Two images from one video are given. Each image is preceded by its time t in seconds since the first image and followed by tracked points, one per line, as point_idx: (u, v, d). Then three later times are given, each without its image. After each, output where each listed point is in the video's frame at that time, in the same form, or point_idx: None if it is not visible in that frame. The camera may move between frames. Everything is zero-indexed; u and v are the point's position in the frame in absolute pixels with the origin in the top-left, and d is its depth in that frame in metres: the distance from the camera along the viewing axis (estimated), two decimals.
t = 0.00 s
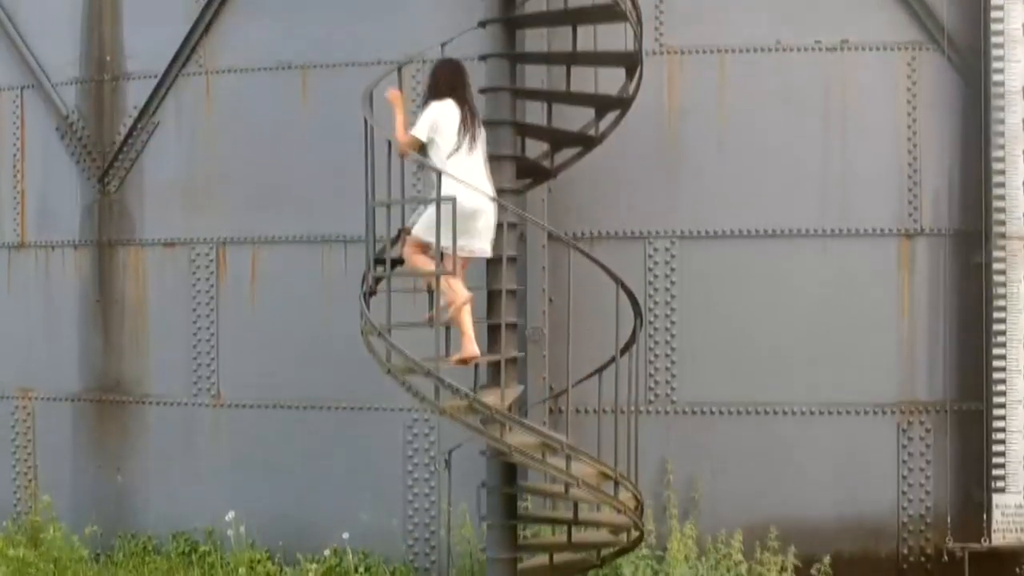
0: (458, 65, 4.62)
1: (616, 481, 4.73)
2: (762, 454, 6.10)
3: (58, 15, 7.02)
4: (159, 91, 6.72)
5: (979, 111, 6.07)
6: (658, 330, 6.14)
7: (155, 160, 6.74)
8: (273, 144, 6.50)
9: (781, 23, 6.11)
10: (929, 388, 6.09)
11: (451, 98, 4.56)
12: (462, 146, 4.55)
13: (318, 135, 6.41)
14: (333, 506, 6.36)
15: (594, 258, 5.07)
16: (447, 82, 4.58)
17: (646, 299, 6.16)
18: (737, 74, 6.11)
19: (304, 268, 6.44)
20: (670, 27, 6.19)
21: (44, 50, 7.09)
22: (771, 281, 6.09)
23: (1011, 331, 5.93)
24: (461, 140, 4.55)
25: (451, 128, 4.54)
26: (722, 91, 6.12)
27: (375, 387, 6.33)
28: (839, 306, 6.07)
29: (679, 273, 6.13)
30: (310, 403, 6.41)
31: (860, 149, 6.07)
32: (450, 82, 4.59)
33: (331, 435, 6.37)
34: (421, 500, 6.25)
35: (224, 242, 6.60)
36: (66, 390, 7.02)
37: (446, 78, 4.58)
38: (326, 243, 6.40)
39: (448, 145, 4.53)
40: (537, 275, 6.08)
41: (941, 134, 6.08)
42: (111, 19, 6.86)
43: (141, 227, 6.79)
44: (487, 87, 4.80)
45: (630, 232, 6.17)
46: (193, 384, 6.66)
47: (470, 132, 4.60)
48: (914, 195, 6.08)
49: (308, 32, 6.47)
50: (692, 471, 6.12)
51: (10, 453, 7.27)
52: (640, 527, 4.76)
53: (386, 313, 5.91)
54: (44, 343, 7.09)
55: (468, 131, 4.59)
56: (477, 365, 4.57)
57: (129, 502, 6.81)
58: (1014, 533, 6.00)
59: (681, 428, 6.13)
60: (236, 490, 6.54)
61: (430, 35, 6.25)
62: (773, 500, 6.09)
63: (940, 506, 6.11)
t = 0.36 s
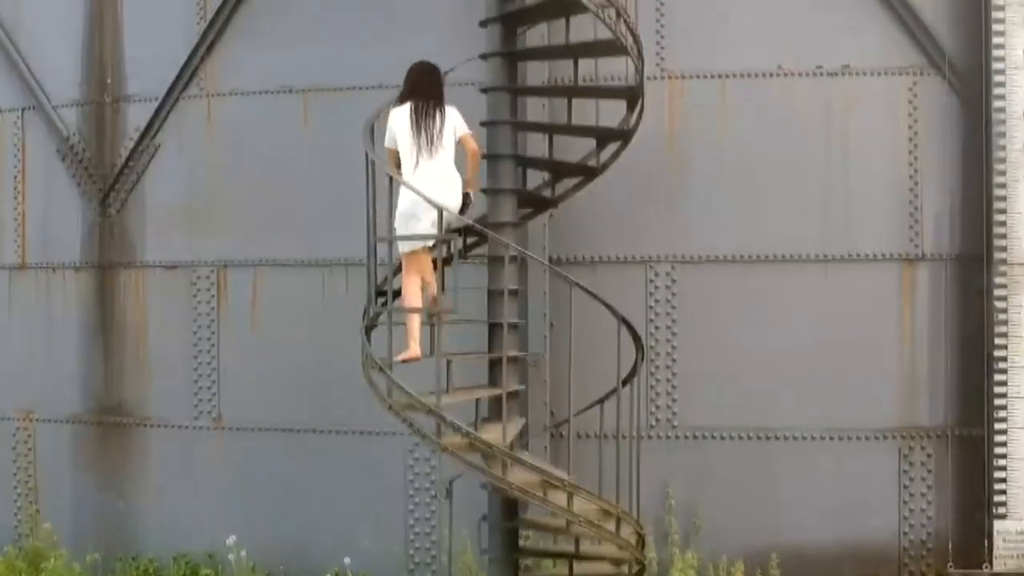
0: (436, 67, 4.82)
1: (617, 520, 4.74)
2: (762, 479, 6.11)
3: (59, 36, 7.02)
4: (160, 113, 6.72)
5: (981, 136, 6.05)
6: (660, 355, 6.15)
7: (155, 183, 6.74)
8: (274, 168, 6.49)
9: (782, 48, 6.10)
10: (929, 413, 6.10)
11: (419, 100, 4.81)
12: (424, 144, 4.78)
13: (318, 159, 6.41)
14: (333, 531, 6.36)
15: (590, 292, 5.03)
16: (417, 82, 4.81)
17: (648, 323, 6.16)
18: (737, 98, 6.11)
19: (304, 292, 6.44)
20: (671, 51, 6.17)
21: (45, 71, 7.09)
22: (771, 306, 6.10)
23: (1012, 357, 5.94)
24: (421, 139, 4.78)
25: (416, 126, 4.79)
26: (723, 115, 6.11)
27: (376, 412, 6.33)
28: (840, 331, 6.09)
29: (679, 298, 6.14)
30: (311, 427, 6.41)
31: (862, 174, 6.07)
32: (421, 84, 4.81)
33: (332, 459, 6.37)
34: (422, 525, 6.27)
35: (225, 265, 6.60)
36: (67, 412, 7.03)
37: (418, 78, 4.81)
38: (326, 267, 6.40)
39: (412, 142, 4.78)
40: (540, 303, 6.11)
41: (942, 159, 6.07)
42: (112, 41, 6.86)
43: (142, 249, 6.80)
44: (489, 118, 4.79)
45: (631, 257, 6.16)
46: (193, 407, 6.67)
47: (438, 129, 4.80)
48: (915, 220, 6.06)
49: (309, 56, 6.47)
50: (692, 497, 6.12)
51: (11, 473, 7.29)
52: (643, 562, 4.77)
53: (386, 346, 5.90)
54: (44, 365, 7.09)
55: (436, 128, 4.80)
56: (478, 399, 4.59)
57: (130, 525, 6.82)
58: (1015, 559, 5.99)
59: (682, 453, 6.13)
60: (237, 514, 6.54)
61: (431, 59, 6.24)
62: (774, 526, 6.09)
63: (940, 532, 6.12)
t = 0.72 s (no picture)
0: (440, 73, 5.01)
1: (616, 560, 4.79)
2: (763, 507, 6.11)
3: (59, 59, 7.01)
4: (161, 138, 6.72)
5: (983, 164, 6.06)
6: (661, 383, 6.15)
7: (156, 208, 6.74)
8: (275, 194, 6.49)
9: (783, 75, 6.09)
10: (930, 442, 6.07)
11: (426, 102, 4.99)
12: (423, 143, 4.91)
13: (319, 186, 6.41)
14: (333, 558, 6.35)
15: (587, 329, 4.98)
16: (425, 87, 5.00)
17: (649, 351, 6.17)
18: (738, 127, 6.11)
19: (305, 319, 6.45)
20: (672, 79, 6.17)
21: (46, 95, 7.09)
22: (772, 335, 6.09)
23: (1014, 386, 6.04)
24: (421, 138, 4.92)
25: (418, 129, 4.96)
26: (724, 143, 6.12)
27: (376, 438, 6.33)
28: (841, 359, 6.07)
29: (681, 326, 6.15)
30: (311, 454, 6.41)
31: (862, 203, 6.06)
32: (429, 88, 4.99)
33: (332, 486, 6.37)
34: (423, 552, 6.28)
35: (226, 291, 6.60)
36: (67, 436, 7.03)
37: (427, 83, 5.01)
38: (327, 293, 6.39)
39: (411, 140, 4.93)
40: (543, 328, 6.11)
41: (943, 188, 6.06)
42: (112, 65, 6.86)
43: (143, 274, 6.79)
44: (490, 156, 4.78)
45: (632, 285, 6.17)
46: (194, 432, 6.66)
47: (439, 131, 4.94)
48: (916, 248, 6.06)
49: (309, 82, 6.46)
50: (693, 525, 6.12)
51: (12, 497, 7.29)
52: None
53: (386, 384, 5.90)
54: (44, 389, 7.09)
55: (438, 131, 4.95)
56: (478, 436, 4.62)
57: (130, 550, 6.81)
58: None
59: (682, 481, 6.13)
60: (237, 540, 6.54)
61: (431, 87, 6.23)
62: (774, 554, 6.09)
63: (940, 561, 6.11)
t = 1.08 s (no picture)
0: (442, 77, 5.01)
1: None
2: (765, 534, 6.11)
3: (61, 84, 7.03)
4: (162, 163, 6.73)
5: (984, 192, 6.06)
6: (662, 410, 6.14)
7: (156, 233, 6.74)
8: (275, 220, 6.49)
9: (784, 103, 6.09)
10: (931, 470, 6.06)
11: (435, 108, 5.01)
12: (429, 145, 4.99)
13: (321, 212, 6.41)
14: None
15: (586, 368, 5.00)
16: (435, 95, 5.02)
17: (650, 378, 6.16)
18: (739, 154, 6.11)
19: (305, 345, 6.43)
20: (673, 107, 6.17)
21: (47, 119, 7.09)
22: (773, 362, 6.08)
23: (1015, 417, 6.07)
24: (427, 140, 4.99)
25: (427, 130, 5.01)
26: (725, 170, 6.12)
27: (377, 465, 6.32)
28: (842, 386, 6.06)
29: (682, 352, 6.13)
30: (312, 479, 6.40)
31: (864, 230, 6.06)
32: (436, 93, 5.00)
33: (332, 513, 6.36)
34: None
35: (227, 316, 6.60)
36: (67, 460, 7.03)
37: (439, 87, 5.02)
38: (328, 319, 6.39)
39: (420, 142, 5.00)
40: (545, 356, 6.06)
41: (944, 215, 6.06)
42: (113, 90, 6.87)
43: (143, 299, 6.79)
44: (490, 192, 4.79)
45: (633, 312, 6.16)
46: (195, 457, 6.65)
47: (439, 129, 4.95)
48: (918, 275, 6.05)
49: (310, 108, 6.45)
50: (694, 552, 6.12)
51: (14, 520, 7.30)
52: None
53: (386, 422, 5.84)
54: (45, 413, 7.09)
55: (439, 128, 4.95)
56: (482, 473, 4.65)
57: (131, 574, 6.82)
58: None
59: (683, 509, 6.13)
60: (237, 566, 6.54)
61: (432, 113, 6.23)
62: None
63: None
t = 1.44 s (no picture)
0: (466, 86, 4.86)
1: None
2: (765, 559, 6.11)
3: (62, 106, 7.03)
4: (163, 187, 6.73)
5: (984, 220, 6.07)
6: (662, 436, 6.14)
7: (157, 256, 6.75)
8: (276, 245, 6.49)
9: (784, 129, 6.08)
10: (932, 496, 6.07)
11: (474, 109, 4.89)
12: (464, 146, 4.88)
13: (321, 236, 6.41)
14: None
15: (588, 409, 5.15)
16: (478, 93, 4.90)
17: (651, 404, 6.15)
18: (740, 179, 6.11)
19: (306, 369, 6.44)
20: (674, 132, 6.17)
21: (48, 141, 7.10)
22: (774, 388, 6.08)
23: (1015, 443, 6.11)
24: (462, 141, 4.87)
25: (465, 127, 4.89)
26: (726, 196, 6.12)
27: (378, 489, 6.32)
28: (843, 412, 6.06)
29: (682, 378, 6.12)
30: (313, 503, 6.40)
31: (865, 256, 6.05)
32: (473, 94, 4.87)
33: (333, 537, 6.36)
34: None
35: (228, 339, 6.60)
36: (68, 482, 7.03)
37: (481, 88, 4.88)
38: (329, 343, 6.39)
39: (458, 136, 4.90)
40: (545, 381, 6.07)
41: (945, 241, 6.05)
42: (114, 112, 6.87)
43: (145, 322, 6.80)
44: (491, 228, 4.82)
45: (633, 338, 6.16)
46: (196, 480, 6.66)
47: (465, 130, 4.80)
48: (919, 301, 6.05)
49: (311, 132, 6.46)
50: None
51: (16, 541, 7.31)
52: None
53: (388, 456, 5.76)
54: (46, 434, 7.09)
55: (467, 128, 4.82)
56: (483, 508, 4.64)
57: None
58: None
59: (684, 534, 6.14)
60: None
61: (432, 138, 6.23)
62: None
63: None
